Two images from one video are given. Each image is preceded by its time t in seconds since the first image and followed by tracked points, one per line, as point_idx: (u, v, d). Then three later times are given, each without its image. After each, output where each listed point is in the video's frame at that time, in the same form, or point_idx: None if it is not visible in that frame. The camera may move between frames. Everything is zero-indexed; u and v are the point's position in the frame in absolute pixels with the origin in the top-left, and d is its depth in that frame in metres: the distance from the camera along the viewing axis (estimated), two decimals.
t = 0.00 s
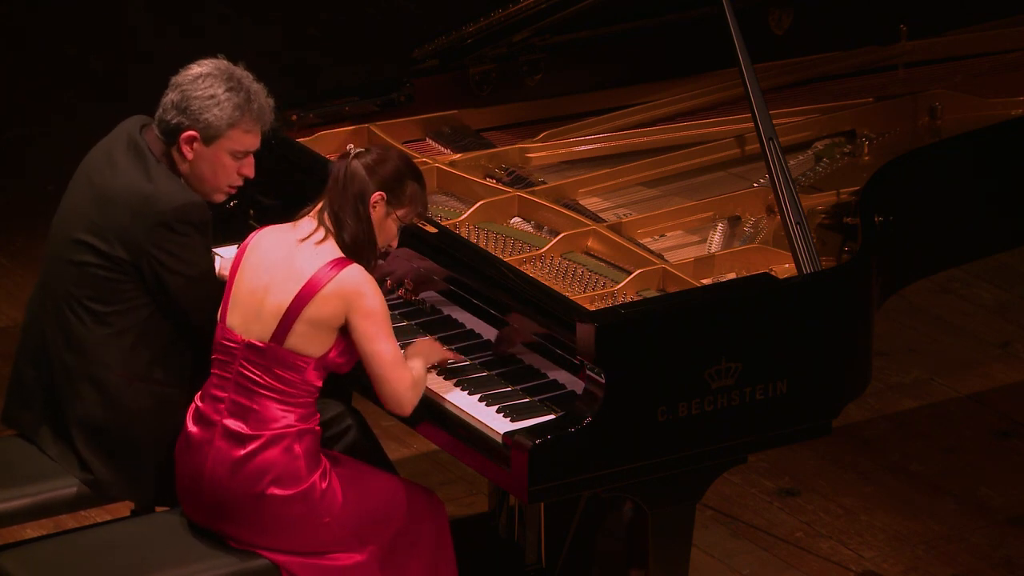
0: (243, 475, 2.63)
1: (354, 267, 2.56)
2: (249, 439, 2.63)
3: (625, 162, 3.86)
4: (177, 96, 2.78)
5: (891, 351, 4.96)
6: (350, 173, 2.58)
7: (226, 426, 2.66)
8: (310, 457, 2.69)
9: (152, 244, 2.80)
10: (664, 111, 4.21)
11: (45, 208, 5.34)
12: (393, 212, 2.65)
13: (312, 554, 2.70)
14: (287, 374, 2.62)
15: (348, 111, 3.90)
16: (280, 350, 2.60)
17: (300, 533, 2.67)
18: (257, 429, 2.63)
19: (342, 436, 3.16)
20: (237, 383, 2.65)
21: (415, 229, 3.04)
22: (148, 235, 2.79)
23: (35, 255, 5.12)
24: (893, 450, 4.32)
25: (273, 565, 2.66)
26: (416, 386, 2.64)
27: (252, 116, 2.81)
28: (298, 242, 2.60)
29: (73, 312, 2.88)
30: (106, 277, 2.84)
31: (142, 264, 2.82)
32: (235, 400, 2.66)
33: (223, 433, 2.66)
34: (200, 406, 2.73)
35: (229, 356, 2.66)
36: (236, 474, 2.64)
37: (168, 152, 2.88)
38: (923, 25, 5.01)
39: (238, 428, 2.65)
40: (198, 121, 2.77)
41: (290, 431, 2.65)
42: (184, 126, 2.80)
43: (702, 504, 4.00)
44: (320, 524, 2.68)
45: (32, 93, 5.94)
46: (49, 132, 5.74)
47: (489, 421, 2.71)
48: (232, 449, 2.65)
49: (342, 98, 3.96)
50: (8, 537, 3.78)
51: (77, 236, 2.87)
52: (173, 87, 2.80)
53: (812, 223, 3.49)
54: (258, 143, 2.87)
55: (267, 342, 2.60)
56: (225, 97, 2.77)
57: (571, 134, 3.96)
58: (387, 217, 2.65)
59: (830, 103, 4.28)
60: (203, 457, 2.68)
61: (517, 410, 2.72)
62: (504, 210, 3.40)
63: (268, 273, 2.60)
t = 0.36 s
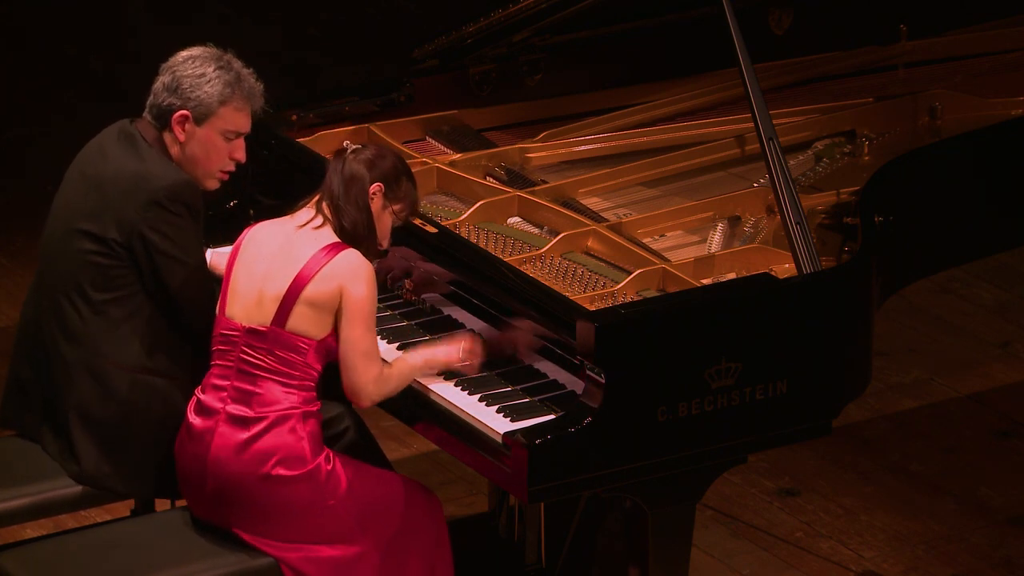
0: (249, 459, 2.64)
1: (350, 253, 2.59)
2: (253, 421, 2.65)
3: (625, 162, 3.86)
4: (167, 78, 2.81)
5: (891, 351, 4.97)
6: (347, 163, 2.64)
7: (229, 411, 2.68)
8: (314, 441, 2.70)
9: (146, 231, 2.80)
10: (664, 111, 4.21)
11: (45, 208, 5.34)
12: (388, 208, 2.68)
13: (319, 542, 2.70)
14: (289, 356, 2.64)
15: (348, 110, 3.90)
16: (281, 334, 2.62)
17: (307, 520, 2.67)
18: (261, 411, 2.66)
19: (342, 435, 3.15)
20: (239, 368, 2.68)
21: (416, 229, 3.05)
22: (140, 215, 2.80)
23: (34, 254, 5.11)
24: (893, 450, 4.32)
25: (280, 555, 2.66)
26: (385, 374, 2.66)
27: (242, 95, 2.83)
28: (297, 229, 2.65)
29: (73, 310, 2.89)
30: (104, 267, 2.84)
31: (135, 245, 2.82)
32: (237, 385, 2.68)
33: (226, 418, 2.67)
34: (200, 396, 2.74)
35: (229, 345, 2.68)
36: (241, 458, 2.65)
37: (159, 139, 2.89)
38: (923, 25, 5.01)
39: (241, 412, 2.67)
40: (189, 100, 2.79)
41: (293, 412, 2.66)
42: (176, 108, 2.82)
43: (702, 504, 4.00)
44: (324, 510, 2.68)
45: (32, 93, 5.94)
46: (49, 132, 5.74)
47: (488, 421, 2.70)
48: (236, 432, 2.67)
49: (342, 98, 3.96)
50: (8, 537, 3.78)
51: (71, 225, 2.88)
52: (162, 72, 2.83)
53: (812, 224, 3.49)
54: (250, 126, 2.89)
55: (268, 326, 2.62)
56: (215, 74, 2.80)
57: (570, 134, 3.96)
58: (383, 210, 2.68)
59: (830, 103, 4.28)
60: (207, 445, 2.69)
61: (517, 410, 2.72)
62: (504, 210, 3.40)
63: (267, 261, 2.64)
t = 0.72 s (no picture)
0: (249, 448, 2.65)
1: (328, 237, 2.61)
2: (250, 410, 2.67)
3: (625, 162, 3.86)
4: (165, 71, 2.87)
5: (891, 351, 4.97)
6: (320, 149, 2.67)
7: (225, 404, 2.69)
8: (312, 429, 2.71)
9: (143, 218, 2.84)
10: (664, 111, 4.21)
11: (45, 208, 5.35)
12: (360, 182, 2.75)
13: (321, 534, 2.69)
14: (284, 345, 2.66)
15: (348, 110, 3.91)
16: (272, 324, 2.63)
17: (308, 510, 2.67)
18: (259, 400, 2.67)
19: (341, 436, 3.15)
20: (234, 362, 2.69)
21: (417, 230, 3.07)
22: (137, 202, 2.84)
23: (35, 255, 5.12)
24: (893, 450, 4.32)
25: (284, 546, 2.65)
26: (365, 357, 2.64)
27: (239, 84, 2.91)
28: (276, 217, 2.66)
29: (77, 309, 2.91)
30: (104, 257, 2.88)
31: (132, 231, 2.85)
32: (233, 378, 2.70)
33: (223, 410, 2.68)
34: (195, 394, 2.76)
35: (222, 340, 2.70)
36: (241, 448, 2.65)
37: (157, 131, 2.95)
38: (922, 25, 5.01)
39: (238, 403, 2.68)
40: (189, 91, 2.86)
41: (290, 399, 2.68)
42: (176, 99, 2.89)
43: (702, 504, 4.01)
44: (325, 496, 2.68)
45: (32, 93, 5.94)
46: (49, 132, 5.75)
47: (489, 421, 2.70)
48: (233, 424, 2.67)
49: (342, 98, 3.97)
50: (8, 537, 3.78)
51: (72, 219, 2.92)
52: (159, 65, 2.89)
53: (812, 224, 3.49)
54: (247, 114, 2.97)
55: (259, 318, 2.64)
56: (212, 65, 2.87)
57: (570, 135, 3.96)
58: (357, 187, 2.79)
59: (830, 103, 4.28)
60: (204, 440, 2.69)
61: (517, 410, 2.72)
62: (504, 210, 3.40)
63: (250, 254, 2.65)
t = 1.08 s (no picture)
0: (242, 443, 2.63)
1: (302, 222, 2.57)
2: (239, 404, 2.65)
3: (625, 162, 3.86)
4: (168, 67, 2.85)
5: (891, 351, 4.97)
6: (276, 133, 2.64)
7: (215, 400, 2.67)
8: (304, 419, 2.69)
9: (145, 208, 2.85)
10: (664, 111, 4.21)
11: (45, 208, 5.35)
12: (324, 155, 2.72)
13: (318, 529, 2.69)
14: (270, 337, 2.62)
15: (348, 110, 3.91)
16: (254, 318, 2.61)
17: (305, 505, 2.67)
18: (249, 394, 2.65)
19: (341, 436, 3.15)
20: (221, 357, 2.67)
21: (417, 230, 3.08)
22: (139, 192, 2.85)
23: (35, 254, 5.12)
24: (893, 450, 4.32)
25: (282, 542, 2.65)
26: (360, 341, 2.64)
27: (244, 77, 2.88)
28: (245, 209, 2.62)
29: (78, 309, 2.91)
30: (105, 250, 2.88)
31: (134, 223, 2.86)
32: (221, 373, 2.67)
33: (214, 406, 2.66)
34: (187, 390, 2.74)
35: (208, 337, 2.67)
36: (235, 444, 2.64)
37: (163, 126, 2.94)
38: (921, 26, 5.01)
39: (229, 398, 2.66)
40: (194, 85, 2.84)
41: (279, 391, 2.66)
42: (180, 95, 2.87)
43: (702, 505, 4.01)
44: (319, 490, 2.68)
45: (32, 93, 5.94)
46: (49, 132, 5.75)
47: (489, 421, 2.70)
48: (223, 417, 2.66)
49: (342, 99, 3.97)
50: (8, 536, 3.78)
51: (75, 214, 2.93)
52: (162, 61, 2.86)
53: (812, 224, 3.49)
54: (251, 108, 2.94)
55: (240, 313, 2.61)
56: (216, 59, 2.85)
57: (571, 135, 3.96)
58: (320, 162, 2.72)
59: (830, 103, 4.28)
60: (196, 435, 2.68)
61: (517, 410, 2.72)
62: (504, 210, 3.39)
63: (225, 249, 2.61)
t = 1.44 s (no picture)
0: (229, 449, 2.64)
1: (273, 223, 2.56)
2: (223, 409, 2.65)
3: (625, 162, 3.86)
4: (180, 67, 2.83)
5: (891, 351, 4.97)
6: (239, 134, 2.57)
7: (199, 407, 2.67)
8: (288, 422, 2.69)
9: (150, 204, 2.85)
10: (664, 111, 4.21)
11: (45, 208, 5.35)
12: (296, 147, 2.64)
13: (311, 531, 2.70)
14: (249, 342, 2.62)
15: (348, 110, 3.91)
16: (230, 323, 2.60)
17: (297, 506, 2.68)
18: (232, 399, 2.65)
19: (342, 435, 3.15)
20: (203, 364, 2.66)
21: (417, 230, 3.08)
22: (144, 188, 2.85)
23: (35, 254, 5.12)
24: (893, 450, 4.32)
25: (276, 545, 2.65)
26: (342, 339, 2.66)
27: (255, 78, 2.88)
28: (215, 213, 2.60)
29: (80, 309, 2.91)
30: (110, 248, 2.88)
31: (139, 219, 2.86)
32: (203, 379, 2.67)
33: (198, 411, 2.67)
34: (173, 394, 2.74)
35: (189, 343, 2.67)
36: (221, 449, 2.65)
37: (172, 125, 2.93)
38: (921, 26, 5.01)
39: (212, 403, 2.66)
40: (208, 86, 2.82)
41: (261, 395, 2.66)
42: (192, 95, 2.85)
43: (702, 505, 4.01)
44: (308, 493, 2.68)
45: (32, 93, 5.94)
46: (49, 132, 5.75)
47: (489, 421, 2.70)
48: (206, 424, 2.66)
49: (342, 99, 3.97)
50: (8, 537, 3.78)
51: (81, 213, 2.93)
52: (172, 62, 2.84)
53: (812, 224, 3.49)
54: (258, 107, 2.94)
55: (216, 318, 2.61)
56: (229, 61, 2.84)
57: (571, 135, 3.96)
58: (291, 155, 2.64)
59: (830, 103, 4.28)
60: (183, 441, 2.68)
61: (517, 410, 2.72)
62: (504, 210, 3.39)
63: (198, 255, 2.60)
